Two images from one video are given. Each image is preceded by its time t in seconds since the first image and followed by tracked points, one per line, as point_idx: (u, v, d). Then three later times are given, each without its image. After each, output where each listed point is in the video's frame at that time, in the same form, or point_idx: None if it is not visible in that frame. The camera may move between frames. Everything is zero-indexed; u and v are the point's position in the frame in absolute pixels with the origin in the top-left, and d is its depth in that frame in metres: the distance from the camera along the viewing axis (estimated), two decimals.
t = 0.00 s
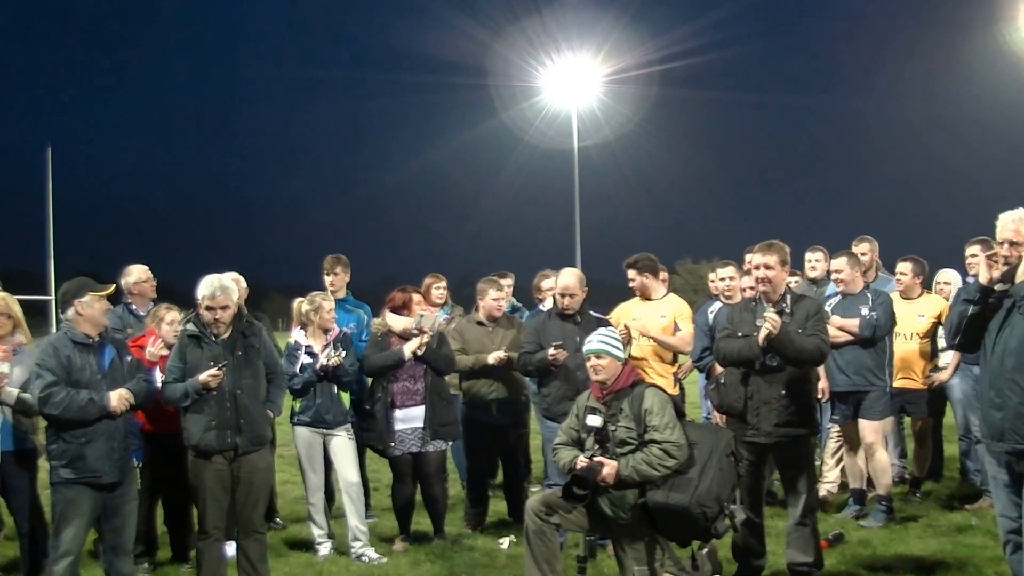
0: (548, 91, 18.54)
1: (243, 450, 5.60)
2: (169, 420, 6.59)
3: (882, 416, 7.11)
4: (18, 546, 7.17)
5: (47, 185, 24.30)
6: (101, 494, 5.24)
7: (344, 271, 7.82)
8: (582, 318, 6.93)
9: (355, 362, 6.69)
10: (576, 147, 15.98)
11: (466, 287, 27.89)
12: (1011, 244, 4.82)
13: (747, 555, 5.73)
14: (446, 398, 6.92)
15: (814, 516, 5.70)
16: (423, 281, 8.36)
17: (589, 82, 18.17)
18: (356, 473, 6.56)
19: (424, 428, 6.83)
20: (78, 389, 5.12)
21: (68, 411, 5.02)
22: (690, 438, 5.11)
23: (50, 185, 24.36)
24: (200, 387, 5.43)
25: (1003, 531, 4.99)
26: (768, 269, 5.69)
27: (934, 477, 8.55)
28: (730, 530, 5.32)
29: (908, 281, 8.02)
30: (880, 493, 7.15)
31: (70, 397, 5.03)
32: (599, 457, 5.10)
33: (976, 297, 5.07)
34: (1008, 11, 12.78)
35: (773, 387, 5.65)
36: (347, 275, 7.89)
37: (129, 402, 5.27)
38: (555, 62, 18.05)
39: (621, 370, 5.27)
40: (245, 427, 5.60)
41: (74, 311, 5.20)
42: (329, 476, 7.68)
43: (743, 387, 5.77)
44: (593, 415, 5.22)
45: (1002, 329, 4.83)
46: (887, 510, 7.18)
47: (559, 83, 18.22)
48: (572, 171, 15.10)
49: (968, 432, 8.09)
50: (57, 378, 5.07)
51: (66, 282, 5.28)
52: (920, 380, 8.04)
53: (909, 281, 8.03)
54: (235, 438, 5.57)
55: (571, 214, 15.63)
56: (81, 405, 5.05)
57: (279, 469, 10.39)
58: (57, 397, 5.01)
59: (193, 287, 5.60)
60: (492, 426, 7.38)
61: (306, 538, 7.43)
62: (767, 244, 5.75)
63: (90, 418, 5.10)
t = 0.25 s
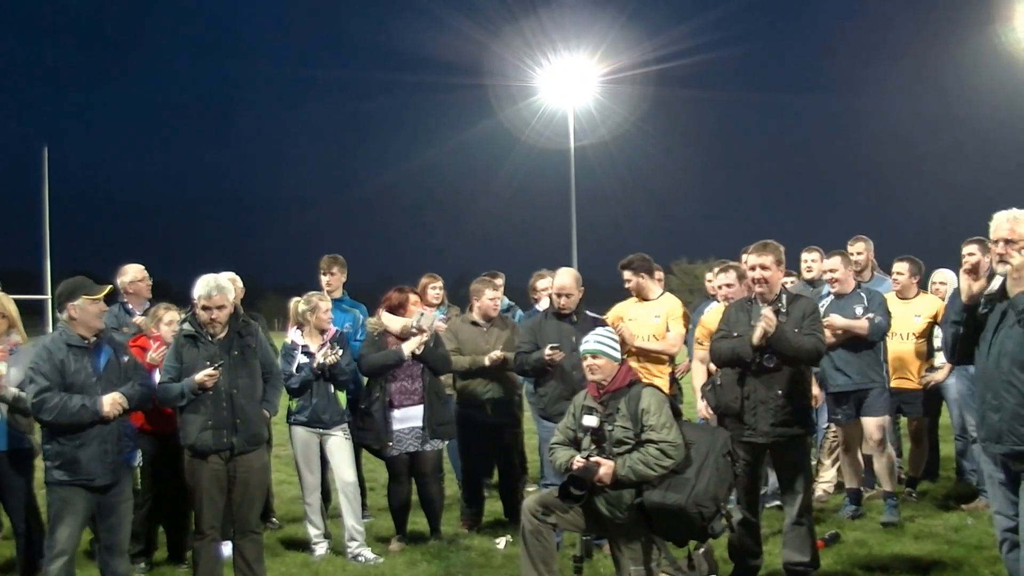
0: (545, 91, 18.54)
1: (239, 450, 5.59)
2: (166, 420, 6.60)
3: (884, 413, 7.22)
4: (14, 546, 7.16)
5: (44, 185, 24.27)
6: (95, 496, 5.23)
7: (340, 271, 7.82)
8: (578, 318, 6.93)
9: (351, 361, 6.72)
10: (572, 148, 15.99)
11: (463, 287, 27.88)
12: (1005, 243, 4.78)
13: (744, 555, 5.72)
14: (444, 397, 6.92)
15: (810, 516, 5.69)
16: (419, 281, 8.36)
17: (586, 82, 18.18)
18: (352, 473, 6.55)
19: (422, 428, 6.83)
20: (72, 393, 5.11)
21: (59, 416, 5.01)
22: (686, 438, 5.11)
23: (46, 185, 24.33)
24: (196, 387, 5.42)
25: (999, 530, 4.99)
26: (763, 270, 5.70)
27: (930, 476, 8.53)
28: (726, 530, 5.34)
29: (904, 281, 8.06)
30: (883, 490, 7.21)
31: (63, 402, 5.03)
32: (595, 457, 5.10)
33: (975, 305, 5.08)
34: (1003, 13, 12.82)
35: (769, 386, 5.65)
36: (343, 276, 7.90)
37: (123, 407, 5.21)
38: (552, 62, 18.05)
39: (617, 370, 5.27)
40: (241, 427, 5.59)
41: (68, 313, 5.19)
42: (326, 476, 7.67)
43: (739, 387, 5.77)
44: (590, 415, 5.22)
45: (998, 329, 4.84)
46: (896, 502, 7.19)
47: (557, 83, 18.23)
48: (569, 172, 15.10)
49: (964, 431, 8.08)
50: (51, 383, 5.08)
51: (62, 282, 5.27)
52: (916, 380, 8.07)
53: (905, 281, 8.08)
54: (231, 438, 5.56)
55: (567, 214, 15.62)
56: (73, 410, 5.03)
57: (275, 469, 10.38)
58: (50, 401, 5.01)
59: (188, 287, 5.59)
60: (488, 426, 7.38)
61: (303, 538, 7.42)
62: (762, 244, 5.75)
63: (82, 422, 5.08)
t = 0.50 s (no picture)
0: (542, 91, 18.54)
1: (236, 450, 5.59)
2: (163, 421, 6.58)
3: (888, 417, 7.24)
4: (11, 546, 7.14)
5: (39, 184, 24.20)
6: (89, 497, 5.22)
7: (338, 271, 7.81)
8: (575, 318, 6.93)
9: (347, 360, 6.70)
10: (569, 147, 15.99)
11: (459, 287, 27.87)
12: (1000, 243, 4.77)
13: (741, 554, 5.73)
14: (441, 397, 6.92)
15: (807, 516, 5.71)
16: (416, 281, 8.35)
17: (583, 82, 18.18)
18: (350, 473, 6.55)
19: (419, 428, 6.83)
20: (65, 398, 5.10)
21: (51, 421, 5.03)
22: (684, 438, 5.11)
23: (41, 184, 24.27)
24: (192, 387, 5.40)
25: (995, 529, 5.00)
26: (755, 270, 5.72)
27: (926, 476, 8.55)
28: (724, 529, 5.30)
29: (902, 281, 8.08)
30: (891, 493, 7.08)
31: (57, 407, 5.03)
32: (593, 457, 5.10)
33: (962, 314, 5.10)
34: (1001, 13, 12.83)
35: (766, 386, 5.66)
36: (341, 276, 7.89)
37: (117, 411, 5.17)
38: (548, 62, 18.04)
39: (615, 370, 5.27)
40: (238, 427, 5.59)
41: (65, 315, 5.18)
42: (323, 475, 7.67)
43: (736, 387, 5.77)
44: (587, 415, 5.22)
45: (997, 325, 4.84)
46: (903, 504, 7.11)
47: (553, 83, 18.22)
48: (566, 172, 15.10)
49: (961, 431, 8.11)
50: (45, 387, 5.09)
51: (61, 282, 5.27)
52: (912, 379, 8.07)
53: (903, 281, 8.10)
54: (228, 438, 5.55)
55: (563, 214, 15.62)
56: (65, 415, 5.04)
57: (271, 469, 10.36)
58: (43, 405, 5.03)
59: (185, 287, 5.58)
60: (486, 426, 7.39)
61: (300, 538, 7.42)
62: (757, 244, 5.72)
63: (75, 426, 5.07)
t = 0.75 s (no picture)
0: (539, 91, 18.55)
1: (234, 450, 5.59)
2: (160, 421, 6.56)
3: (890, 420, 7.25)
4: (8, 546, 7.13)
5: (36, 183, 24.18)
6: (85, 498, 5.21)
7: (337, 271, 7.81)
8: (572, 318, 6.93)
9: (346, 358, 6.68)
10: (565, 147, 15.99)
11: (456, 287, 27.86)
12: (994, 247, 4.77)
13: (739, 554, 5.74)
14: (439, 397, 6.93)
15: (804, 516, 5.71)
16: (412, 281, 8.35)
17: (580, 82, 18.18)
18: (348, 473, 6.55)
19: (417, 428, 6.83)
20: (63, 398, 5.10)
21: (49, 422, 5.02)
22: (681, 439, 5.11)
23: (39, 184, 24.24)
24: (190, 387, 5.40)
25: (992, 528, 5.01)
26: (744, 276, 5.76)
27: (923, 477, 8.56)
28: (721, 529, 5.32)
29: (900, 280, 8.13)
30: (889, 493, 7.16)
31: (53, 407, 5.03)
32: (590, 457, 5.10)
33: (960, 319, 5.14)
34: (997, 14, 12.84)
35: (764, 386, 5.66)
36: (341, 275, 7.89)
37: (114, 412, 5.16)
38: (545, 62, 18.04)
39: (612, 370, 5.28)
40: (236, 427, 5.59)
41: (64, 315, 5.18)
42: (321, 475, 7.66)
43: (733, 387, 5.77)
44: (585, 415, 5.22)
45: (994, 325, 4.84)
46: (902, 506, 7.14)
47: (551, 83, 18.23)
48: (564, 172, 15.11)
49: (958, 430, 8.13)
50: (43, 387, 5.09)
51: (60, 282, 5.27)
52: (910, 380, 8.03)
53: (901, 280, 8.14)
54: (226, 438, 5.55)
55: (560, 214, 15.62)
56: (62, 416, 5.03)
57: (269, 469, 10.36)
58: (41, 406, 5.03)
59: (184, 287, 5.58)
60: (484, 426, 7.39)
61: (298, 538, 7.41)
62: (755, 244, 5.77)
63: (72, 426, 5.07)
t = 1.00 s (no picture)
0: (538, 91, 18.55)
1: (232, 450, 5.59)
2: (158, 421, 6.55)
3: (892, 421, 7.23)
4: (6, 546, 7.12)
5: (35, 183, 24.16)
6: (83, 499, 5.21)
7: (337, 271, 7.81)
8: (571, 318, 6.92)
9: (346, 358, 6.69)
10: (564, 147, 15.99)
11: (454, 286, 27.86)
12: (991, 249, 4.78)
13: (737, 554, 5.74)
14: (437, 396, 6.93)
15: (802, 515, 5.72)
16: (411, 281, 8.34)
17: (579, 82, 18.19)
18: (347, 473, 6.55)
19: (414, 428, 6.82)
20: (60, 399, 5.09)
21: (46, 422, 5.02)
22: (680, 439, 5.11)
23: (37, 183, 24.22)
24: (189, 387, 5.39)
25: (990, 528, 5.01)
26: (623, 285, 6.22)
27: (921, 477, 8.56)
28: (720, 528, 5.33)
29: (898, 279, 8.14)
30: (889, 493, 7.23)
31: (50, 407, 5.02)
32: (589, 457, 5.10)
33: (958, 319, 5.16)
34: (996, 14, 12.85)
35: (762, 386, 5.66)
36: (339, 275, 7.88)
37: (113, 412, 5.17)
38: (544, 62, 18.05)
39: (610, 370, 5.27)
40: (234, 427, 5.59)
41: (62, 315, 5.17)
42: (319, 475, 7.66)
43: (732, 387, 5.78)
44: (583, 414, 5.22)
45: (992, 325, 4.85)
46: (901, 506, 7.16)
47: (550, 82, 18.24)
48: (562, 171, 15.12)
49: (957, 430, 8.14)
50: (40, 387, 5.09)
51: (60, 282, 5.27)
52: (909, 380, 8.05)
53: (899, 280, 8.17)
54: (225, 438, 5.55)
55: (559, 213, 15.61)
56: (60, 417, 5.02)
57: (268, 468, 10.35)
58: (39, 406, 5.02)
59: (183, 287, 5.57)
60: (482, 426, 7.38)
61: (296, 537, 7.41)
62: (752, 244, 5.76)
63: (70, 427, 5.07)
